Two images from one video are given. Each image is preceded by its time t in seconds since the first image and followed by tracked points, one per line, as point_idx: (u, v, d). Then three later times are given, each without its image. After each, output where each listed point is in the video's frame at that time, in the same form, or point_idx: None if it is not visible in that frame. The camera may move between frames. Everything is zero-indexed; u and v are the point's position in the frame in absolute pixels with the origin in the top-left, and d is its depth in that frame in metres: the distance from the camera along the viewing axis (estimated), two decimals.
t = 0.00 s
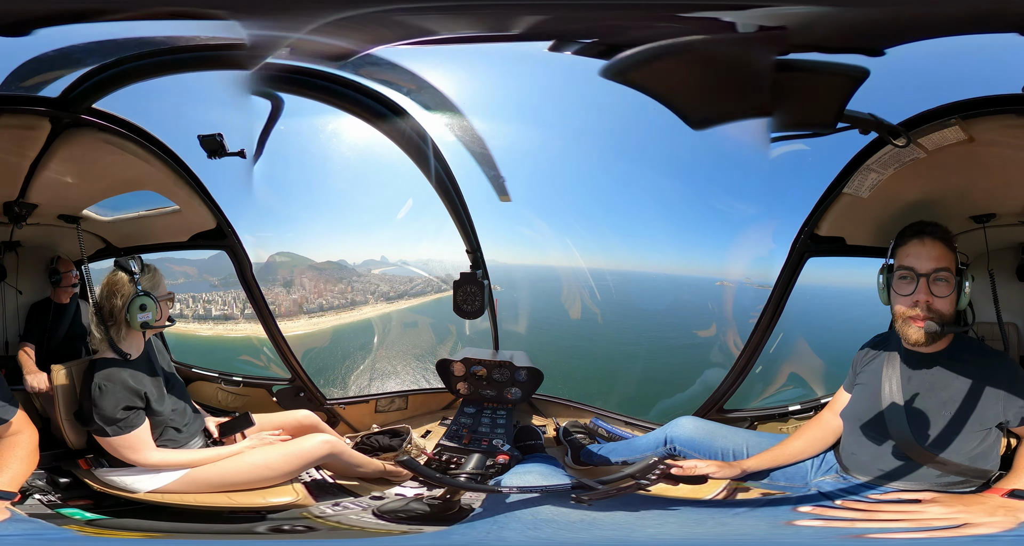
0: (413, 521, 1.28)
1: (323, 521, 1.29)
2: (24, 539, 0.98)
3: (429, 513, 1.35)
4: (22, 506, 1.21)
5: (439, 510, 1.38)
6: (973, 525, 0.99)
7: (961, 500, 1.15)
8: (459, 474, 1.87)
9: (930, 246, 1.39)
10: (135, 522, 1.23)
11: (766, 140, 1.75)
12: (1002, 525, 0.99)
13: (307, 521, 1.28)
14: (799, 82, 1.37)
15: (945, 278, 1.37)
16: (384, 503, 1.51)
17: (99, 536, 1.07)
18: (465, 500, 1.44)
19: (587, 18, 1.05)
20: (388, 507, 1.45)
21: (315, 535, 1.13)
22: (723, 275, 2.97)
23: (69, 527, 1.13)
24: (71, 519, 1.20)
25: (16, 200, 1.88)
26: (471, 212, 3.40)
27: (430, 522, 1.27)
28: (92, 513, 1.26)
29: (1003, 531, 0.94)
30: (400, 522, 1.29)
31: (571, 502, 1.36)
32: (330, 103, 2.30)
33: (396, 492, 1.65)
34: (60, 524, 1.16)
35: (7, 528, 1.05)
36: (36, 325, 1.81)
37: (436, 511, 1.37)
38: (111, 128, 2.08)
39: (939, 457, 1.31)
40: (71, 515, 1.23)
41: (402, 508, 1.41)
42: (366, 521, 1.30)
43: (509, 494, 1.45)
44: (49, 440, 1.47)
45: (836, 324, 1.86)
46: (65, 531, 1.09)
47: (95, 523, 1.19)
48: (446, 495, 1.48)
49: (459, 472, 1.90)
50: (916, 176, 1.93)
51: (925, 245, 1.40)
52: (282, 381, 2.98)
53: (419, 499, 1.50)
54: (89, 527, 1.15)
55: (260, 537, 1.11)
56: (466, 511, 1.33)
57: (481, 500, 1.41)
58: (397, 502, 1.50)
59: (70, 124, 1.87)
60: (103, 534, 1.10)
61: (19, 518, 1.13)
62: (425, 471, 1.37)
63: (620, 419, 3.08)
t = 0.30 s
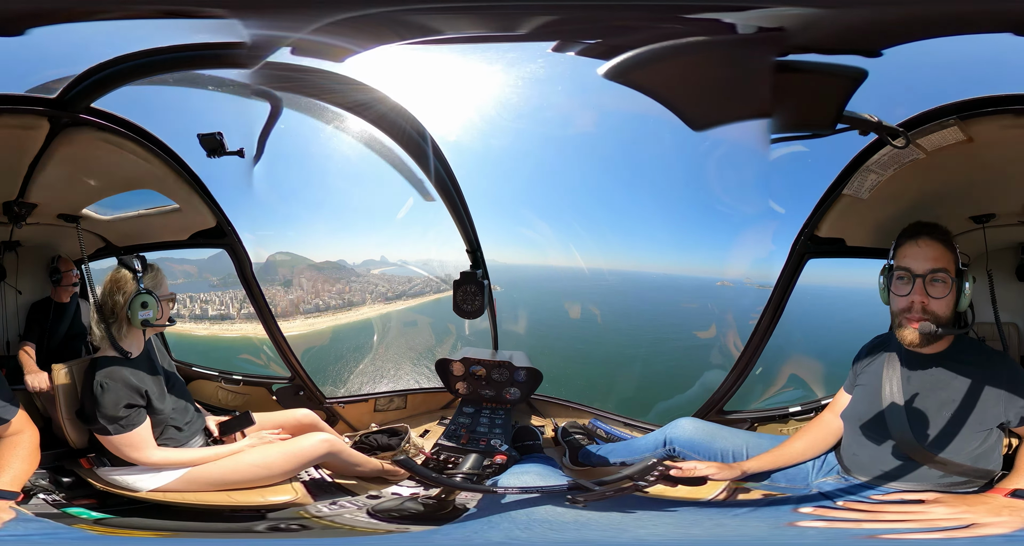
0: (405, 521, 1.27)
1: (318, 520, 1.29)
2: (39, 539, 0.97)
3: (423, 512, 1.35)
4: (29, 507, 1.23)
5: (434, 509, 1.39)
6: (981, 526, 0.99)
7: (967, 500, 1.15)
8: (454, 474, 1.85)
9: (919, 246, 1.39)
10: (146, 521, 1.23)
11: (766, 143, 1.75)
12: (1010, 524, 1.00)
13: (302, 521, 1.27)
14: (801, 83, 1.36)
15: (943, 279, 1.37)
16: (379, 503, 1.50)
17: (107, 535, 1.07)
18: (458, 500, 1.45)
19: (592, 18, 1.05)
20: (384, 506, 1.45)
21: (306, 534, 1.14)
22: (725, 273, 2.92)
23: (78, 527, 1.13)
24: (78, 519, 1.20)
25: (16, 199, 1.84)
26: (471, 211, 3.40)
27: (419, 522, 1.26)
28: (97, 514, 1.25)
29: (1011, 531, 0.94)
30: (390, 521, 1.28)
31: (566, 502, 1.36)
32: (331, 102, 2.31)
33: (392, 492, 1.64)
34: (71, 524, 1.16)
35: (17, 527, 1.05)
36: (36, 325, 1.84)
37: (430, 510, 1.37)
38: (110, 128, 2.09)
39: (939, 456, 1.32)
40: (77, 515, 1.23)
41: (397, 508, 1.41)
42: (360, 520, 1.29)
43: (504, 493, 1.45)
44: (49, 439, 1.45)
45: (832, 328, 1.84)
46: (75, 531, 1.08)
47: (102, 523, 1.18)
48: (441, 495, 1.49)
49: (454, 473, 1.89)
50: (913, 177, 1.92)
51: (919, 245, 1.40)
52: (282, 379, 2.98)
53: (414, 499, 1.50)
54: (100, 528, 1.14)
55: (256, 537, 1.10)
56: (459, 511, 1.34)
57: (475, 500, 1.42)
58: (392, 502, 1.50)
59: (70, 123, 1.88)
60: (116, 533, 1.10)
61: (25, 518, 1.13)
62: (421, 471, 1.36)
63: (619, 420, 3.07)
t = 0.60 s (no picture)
0: (401, 521, 1.27)
1: (318, 520, 1.28)
2: (46, 539, 0.97)
3: (420, 512, 1.35)
4: (31, 506, 1.20)
5: (432, 508, 1.39)
6: (985, 526, 0.99)
7: (968, 500, 1.15)
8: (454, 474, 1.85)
9: (921, 244, 1.41)
10: (149, 521, 1.22)
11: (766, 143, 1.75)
12: (1011, 525, 0.99)
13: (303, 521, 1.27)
14: (801, 83, 1.36)
15: (937, 276, 1.39)
16: (379, 503, 1.50)
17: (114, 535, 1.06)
18: (458, 500, 1.43)
19: (594, 18, 1.05)
20: (383, 506, 1.45)
21: (307, 533, 1.14)
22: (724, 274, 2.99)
23: (85, 527, 1.12)
24: (81, 518, 1.20)
25: (16, 199, 1.87)
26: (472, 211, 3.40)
27: (414, 522, 1.26)
28: (101, 513, 1.24)
29: (1014, 531, 0.94)
30: (390, 521, 1.28)
31: (564, 502, 1.36)
32: (332, 102, 2.31)
33: (390, 493, 1.63)
34: (76, 523, 1.15)
35: (22, 527, 1.05)
36: (36, 325, 1.84)
37: (429, 509, 1.37)
38: (110, 128, 2.09)
39: (940, 457, 1.31)
40: (81, 515, 1.21)
41: (396, 508, 1.41)
42: (358, 520, 1.29)
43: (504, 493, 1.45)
44: (49, 439, 1.45)
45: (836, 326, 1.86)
46: (83, 531, 1.08)
47: (105, 523, 1.18)
48: (439, 494, 1.49)
49: (454, 472, 1.89)
50: (914, 177, 1.93)
51: (913, 244, 1.43)
52: (282, 379, 2.98)
53: (413, 499, 1.49)
54: (106, 527, 1.14)
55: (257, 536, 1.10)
56: (456, 510, 1.33)
57: (474, 499, 1.41)
58: (391, 502, 1.49)
59: (69, 123, 1.88)
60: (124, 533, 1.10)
61: (29, 518, 1.12)
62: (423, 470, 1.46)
63: (618, 420, 3.07)
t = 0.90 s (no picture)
0: (408, 520, 1.27)
1: (322, 520, 1.29)
2: (44, 539, 0.98)
3: (424, 512, 1.35)
4: (30, 507, 1.23)
5: (435, 508, 1.39)
6: (982, 526, 0.99)
7: (966, 500, 1.15)
8: (457, 474, 1.86)
9: (909, 243, 1.43)
10: (146, 521, 1.23)
11: (766, 142, 1.75)
12: (1007, 526, 0.99)
13: (306, 521, 1.28)
14: (800, 83, 1.36)
15: (928, 272, 1.39)
16: (381, 503, 1.50)
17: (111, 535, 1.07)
18: (460, 500, 1.45)
19: (594, 18, 1.05)
20: (386, 506, 1.45)
21: (311, 534, 1.14)
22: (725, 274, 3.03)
23: (82, 527, 1.13)
24: (80, 519, 1.20)
25: (16, 199, 1.93)
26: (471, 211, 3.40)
27: (419, 522, 1.26)
28: (99, 513, 1.26)
29: (1011, 531, 0.94)
30: (394, 521, 1.29)
31: (566, 501, 1.37)
32: (332, 102, 2.31)
33: (394, 491, 1.65)
34: (73, 524, 1.16)
35: (20, 527, 1.05)
36: (36, 326, 1.86)
37: (432, 509, 1.38)
38: (109, 128, 2.06)
39: (939, 457, 1.31)
40: (79, 515, 1.23)
41: (399, 508, 1.41)
42: (361, 520, 1.29)
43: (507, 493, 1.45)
44: (49, 440, 1.45)
45: (837, 327, 1.86)
46: (79, 532, 1.09)
47: (103, 523, 1.19)
48: (442, 495, 1.49)
49: (457, 472, 1.90)
50: (916, 177, 1.93)
51: (908, 242, 1.43)
52: (282, 379, 2.99)
53: (416, 499, 1.50)
54: (102, 528, 1.15)
55: (262, 537, 1.11)
56: (459, 510, 1.33)
57: (475, 500, 1.42)
58: (394, 502, 1.50)
59: (69, 124, 1.87)
60: (119, 534, 1.11)
61: (28, 518, 1.13)
62: (423, 471, 1.36)
63: (618, 420, 3.07)
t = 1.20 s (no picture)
0: (413, 521, 1.27)
1: (324, 521, 1.29)
2: (40, 539, 0.98)
3: (428, 512, 1.35)
4: (27, 506, 1.22)
5: (439, 508, 1.39)
6: (977, 526, 1.00)
7: (963, 500, 1.15)
8: (459, 474, 1.87)
9: (909, 239, 1.44)
10: (146, 522, 1.23)
11: (766, 142, 1.75)
12: (1001, 526, 0.99)
13: (307, 521, 1.28)
14: (800, 83, 1.36)
15: (923, 268, 1.40)
16: (383, 503, 1.50)
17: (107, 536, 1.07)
18: (463, 500, 1.44)
19: (593, 17, 1.05)
20: (389, 506, 1.45)
21: (314, 534, 1.14)
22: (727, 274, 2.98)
23: (78, 527, 1.13)
24: (77, 519, 1.20)
25: (16, 200, 1.93)
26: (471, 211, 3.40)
27: (425, 522, 1.26)
28: (97, 513, 1.26)
29: (1007, 531, 0.94)
30: (398, 521, 1.29)
31: (568, 500, 1.37)
32: (332, 102, 2.31)
33: (397, 492, 1.64)
34: (68, 524, 1.16)
35: (17, 528, 1.06)
36: (36, 326, 1.86)
37: (436, 509, 1.38)
38: (110, 129, 2.07)
39: (938, 456, 1.31)
40: (76, 515, 1.23)
41: (401, 508, 1.41)
42: (365, 520, 1.30)
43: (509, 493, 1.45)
44: (49, 440, 1.45)
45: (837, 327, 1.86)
46: (76, 531, 1.09)
47: (100, 523, 1.19)
48: (445, 495, 1.49)
49: (459, 472, 1.91)
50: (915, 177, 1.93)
51: (905, 240, 1.45)
52: (282, 379, 2.99)
53: (418, 499, 1.50)
54: (98, 527, 1.15)
55: (263, 537, 1.11)
56: (463, 511, 1.33)
57: (479, 499, 1.42)
58: (396, 502, 1.50)
59: (70, 124, 1.87)
60: (114, 534, 1.11)
61: (26, 518, 1.13)
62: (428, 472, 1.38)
63: (619, 419, 3.07)
